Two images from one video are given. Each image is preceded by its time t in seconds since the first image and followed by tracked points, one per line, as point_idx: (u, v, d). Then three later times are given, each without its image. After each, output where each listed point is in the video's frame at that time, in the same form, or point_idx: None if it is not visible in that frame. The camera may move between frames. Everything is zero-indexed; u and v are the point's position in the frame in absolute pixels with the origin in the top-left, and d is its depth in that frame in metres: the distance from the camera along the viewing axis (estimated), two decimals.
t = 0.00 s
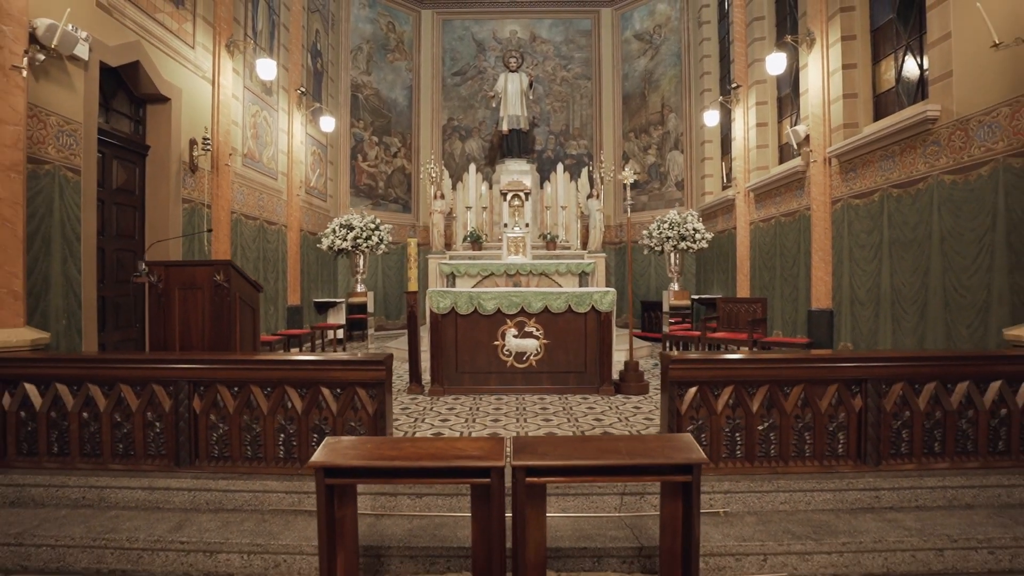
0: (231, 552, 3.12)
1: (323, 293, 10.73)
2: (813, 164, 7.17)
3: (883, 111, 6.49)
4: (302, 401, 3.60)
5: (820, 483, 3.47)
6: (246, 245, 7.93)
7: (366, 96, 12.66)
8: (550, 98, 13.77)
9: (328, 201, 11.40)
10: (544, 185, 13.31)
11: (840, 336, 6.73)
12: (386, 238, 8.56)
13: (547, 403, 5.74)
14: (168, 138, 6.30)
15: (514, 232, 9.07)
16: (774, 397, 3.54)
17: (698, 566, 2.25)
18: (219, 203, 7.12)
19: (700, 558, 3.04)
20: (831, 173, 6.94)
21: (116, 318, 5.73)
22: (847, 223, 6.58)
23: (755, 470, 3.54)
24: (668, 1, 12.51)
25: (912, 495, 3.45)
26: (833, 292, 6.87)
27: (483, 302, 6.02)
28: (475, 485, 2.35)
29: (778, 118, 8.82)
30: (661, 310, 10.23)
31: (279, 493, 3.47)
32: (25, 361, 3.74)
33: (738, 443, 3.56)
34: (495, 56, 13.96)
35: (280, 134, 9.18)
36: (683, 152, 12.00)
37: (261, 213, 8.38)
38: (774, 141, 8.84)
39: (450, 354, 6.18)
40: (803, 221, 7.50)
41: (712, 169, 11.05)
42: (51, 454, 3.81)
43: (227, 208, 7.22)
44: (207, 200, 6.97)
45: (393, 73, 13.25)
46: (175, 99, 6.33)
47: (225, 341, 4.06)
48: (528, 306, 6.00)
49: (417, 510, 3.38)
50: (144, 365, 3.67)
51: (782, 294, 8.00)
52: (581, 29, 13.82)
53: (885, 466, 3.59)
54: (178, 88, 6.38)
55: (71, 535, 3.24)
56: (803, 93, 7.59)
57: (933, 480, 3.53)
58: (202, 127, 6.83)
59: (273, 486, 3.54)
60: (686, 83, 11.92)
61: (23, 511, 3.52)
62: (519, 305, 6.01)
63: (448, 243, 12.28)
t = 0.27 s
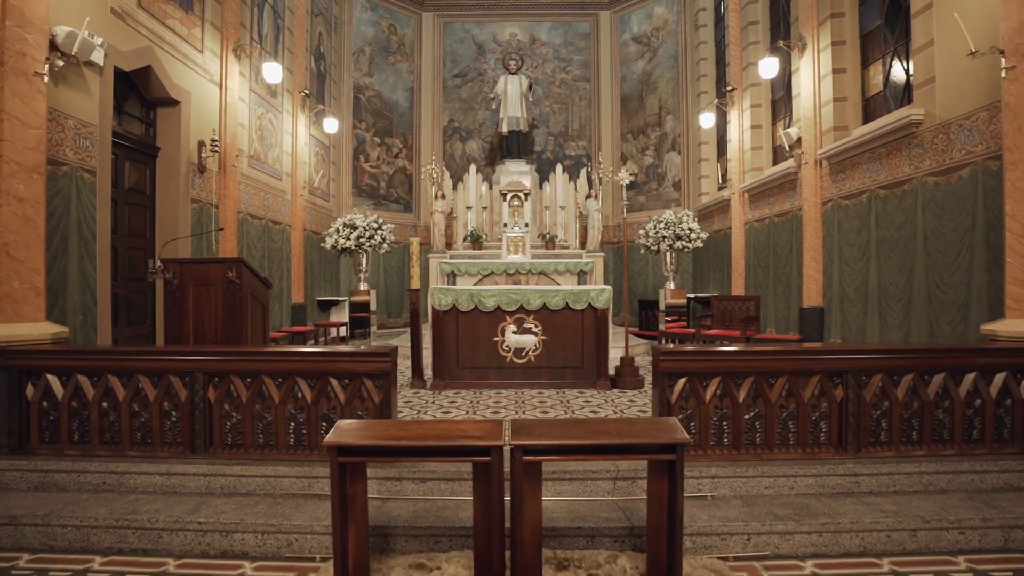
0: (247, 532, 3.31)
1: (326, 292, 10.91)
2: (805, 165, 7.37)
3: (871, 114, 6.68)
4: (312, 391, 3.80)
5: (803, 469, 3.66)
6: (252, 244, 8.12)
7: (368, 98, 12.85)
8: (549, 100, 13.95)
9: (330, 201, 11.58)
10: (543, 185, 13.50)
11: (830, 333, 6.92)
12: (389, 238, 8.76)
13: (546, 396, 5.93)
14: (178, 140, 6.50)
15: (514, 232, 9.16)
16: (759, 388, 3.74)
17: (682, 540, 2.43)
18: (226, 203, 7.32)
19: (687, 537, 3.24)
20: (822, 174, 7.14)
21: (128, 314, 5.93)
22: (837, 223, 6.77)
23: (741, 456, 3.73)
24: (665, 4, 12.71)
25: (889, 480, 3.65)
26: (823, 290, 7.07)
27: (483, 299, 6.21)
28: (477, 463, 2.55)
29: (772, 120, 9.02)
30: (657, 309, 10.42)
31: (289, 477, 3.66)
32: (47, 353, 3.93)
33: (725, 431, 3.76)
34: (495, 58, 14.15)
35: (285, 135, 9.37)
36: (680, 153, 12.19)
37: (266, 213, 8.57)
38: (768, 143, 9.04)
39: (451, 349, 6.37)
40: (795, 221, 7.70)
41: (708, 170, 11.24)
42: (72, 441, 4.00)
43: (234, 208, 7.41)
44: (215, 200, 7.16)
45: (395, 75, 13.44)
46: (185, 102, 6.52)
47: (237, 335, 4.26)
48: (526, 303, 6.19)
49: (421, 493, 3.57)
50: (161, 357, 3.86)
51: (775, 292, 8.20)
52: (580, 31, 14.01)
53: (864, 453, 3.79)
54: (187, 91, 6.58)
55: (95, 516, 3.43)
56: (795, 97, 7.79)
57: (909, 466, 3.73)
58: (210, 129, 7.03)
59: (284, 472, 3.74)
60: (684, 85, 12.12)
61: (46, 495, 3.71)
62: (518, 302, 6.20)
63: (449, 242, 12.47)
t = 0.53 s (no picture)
0: (260, 514, 3.49)
1: (329, 290, 11.08)
2: (797, 166, 7.55)
3: (861, 116, 6.87)
4: (320, 382, 3.98)
5: (789, 456, 3.84)
6: (257, 243, 8.30)
7: (370, 99, 13.03)
8: (549, 101, 14.14)
9: (333, 201, 11.76)
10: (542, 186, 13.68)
11: (822, 329, 7.10)
12: (391, 237, 8.95)
13: (544, 390, 6.12)
14: (187, 141, 6.68)
15: (514, 232, 9.32)
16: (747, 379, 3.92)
17: (670, 517, 2.62)
18: (233, 203, 7.50)
19: (677, 519, 3.41)
20: (814, 175, 7.32)
21: (139, 311, 6.11)
22: (828, 222, 6.96)
23: (730, 444, 3.92)
24: (663, 7, 12.91)
25: (870, 466, 3.83)
26: (815, 287, 7.25)
27: (484, 296, 6.40)
28: (478, 445, 2.73)
29: (766, 122, 9.20)
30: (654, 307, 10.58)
31: (300, 464, 3.84)
32: (67, 346, 4.12)
33: (714, 420, 3.94)
34: (495, 60, 14.33)
35: (289, 137, 9.55)
36: (677, 153, 12.37)
37: (271, 213, 8.76)
38: (762, 144, 9.23)
39: (452, 345, 6.55)
40: (788, 220, 7.88)
41: (704, 170, 11.42)
42: (91, 430, 4.21)
43: (240, 207, 7.59)
44: (222, 200, 7.35)
45: (396, 76, 13.62)
46: (193, 105, 6.71)
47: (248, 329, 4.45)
48: (525, 300, 6.38)
49: (425, 479, 3.75)
50: (176, 350, 4.05)
51: (769, 290, 8.38)
52: (578, 33, 14.20)
53: (847, 441, 3.97)
54: (195, 94, 6.76)
55: (116, 500, 3.62)
56: (788, 99, 7.97)
57: (890, 453, 3.92)
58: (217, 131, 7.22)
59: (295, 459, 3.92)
60: (681, 87, 12.31)
61: (68, 481, 3.90)
62: (518, 299, 6.39)
63: (449, 242, 12.65)
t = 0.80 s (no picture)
0: (272, 497, 3.68)
1: (331, 288, 11.26)
2: (790, 166, 7.74)
3: (851, 118, 7.06)
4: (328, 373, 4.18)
5: (775, 443, 4.03)
6: (263, 242, 8.49)
7: (372, 100, 13.22)
8: (548, 102, 14.32)
9: (336, 201, 11.95)
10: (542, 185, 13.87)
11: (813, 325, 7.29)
12: (393, 236, 9.13)
13: (543, 384, 6.31)
14: (195, 143, 6.87)
15: (513, 232, 9.37)
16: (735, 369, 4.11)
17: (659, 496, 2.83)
18: (239, 202, 7.69)
19: (668, 501, 3.60)
20: (806, 175, 7.51)
21: (150, 307, 6.29)
22: (819, 221, 7.14)
23: (719, 432, 4.11)
24: (660, 10, 13.10)
25: (853, 452, 4.02)
26: (807, 284, 7.44)
27: (484, 293, 6.59)
28: (479, 427, 2.93)
29: (761, 123, 9.39)
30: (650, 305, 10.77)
31: (309, 451, 4.03)
32: (85, 339, 4.31)
33: (704, 409, 4.14)
34: (495, 61, 14.52)
35: (293, 138, 9.74)
36: (675, 154, 12.56)
37: (276, 212, 8.94)
38: (757, 145, 9.42)
39: (453, 340, 6.73)
40: (781, 219, 8.07)
41: (701, 170, 11.60)
42: (109, 419, 4.40)
43: (246, 207, 7.78)
44: (229, 199, 7.54)
45: (397, 78, 13.80)
46: (202, 107, 6.90)
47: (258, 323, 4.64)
48: (524, 297, 6.57)
49: (428, 465, 3.94)
50: (190, 342, 4.24)
51: (763, 287, 8.57)
52: (577, 35, 14.38)
53: (831, 429, 4.16)
54: (204, 97, 6.95)
55: (135, 484, 3.81)
56: (782, 101, 8.16)
57: (872, 441, 4.10)
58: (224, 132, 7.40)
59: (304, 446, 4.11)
60: (678, 88, 12.49)
61: (88, 467, 4.09)
62: (517, 296, 6.58)
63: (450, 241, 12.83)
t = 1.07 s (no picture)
0: (283, 483, 3.87)
1: (334, 287, 11.44)
2: (783, 167, 7.92)
3: (842, 120, 7.25)
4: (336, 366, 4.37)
5: (763, 432, 4.22)
6: (268, 241, 8.68)
7: (373, 102, 13.42)
8: (547, 104, 14.51)
9: (338, 201, 12.14)
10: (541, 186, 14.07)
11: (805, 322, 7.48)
12: (396, 235, 9.32)
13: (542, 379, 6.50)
14: (203, 144, 7.05)
15: (513, 231, 9.45)
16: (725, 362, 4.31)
17: (648, 476, 3.02)
18: (246, 202, 7.87)
19: (660, 487, 3.78)
20: (798, 176, 7.70)
21: (160, 304, 6.48)
22: (811, 221, 7.33)
23: (709, 422, 4.30)
24: (658, 12, 13.30)
25: (837, 442, 4.20)
26: (799, 282, 7.64)
27: (485, 291, 6.78)
28: (480, 413, 3.13)
29: (755, 125, 9.58)
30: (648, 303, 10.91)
31: (318, 440, 4.22)
32: (102, 333, 4.49)
33: (695, 400, 4.33)
34: (495, 63, 14.71)
35: (297, 139, 9.93)
36: (672, 155, 12.75)
37: (280, 212, 9.13)
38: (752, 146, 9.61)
39: (455, 336, 6.92)
40: (775, 219, 8.26)
41: (698, 170, 11.79)
42: (125, 411, 4.60)
43: (252, 207, 7.97)
44: (236, 199, 7.73)
45: (399, 80, 14.00)
46: (209, 110, 7.08)
47: (269, 319, 4.84)
48: (524, 294, 6.76)
49: (432, 453, 4.12)
50: (203, 336, 4.43)
51: (757, 286, 8.76)
52: (576, 38, 14.57)
53: (817, 419, 4.35)
54: (211, 100, 7.13)
55: (152, 471, 4.00)
56: (775, 103, 8.35)
57: (857, 431, 4.29)
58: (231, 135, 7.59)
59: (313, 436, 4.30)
60: (676, 90, 12.69)
61: (106, 455, 4.28)
62: (517, 294, 6.77)
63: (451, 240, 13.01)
